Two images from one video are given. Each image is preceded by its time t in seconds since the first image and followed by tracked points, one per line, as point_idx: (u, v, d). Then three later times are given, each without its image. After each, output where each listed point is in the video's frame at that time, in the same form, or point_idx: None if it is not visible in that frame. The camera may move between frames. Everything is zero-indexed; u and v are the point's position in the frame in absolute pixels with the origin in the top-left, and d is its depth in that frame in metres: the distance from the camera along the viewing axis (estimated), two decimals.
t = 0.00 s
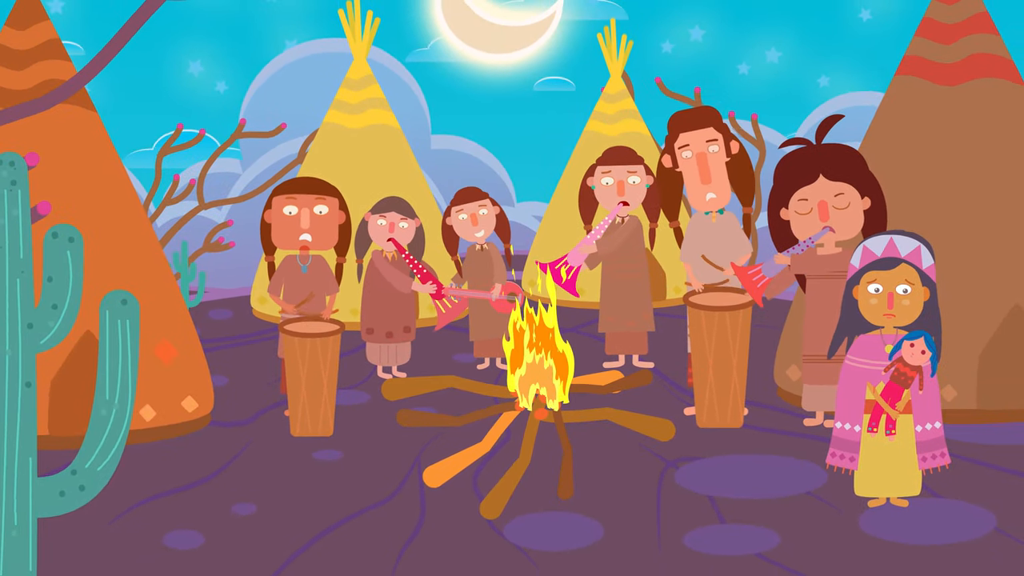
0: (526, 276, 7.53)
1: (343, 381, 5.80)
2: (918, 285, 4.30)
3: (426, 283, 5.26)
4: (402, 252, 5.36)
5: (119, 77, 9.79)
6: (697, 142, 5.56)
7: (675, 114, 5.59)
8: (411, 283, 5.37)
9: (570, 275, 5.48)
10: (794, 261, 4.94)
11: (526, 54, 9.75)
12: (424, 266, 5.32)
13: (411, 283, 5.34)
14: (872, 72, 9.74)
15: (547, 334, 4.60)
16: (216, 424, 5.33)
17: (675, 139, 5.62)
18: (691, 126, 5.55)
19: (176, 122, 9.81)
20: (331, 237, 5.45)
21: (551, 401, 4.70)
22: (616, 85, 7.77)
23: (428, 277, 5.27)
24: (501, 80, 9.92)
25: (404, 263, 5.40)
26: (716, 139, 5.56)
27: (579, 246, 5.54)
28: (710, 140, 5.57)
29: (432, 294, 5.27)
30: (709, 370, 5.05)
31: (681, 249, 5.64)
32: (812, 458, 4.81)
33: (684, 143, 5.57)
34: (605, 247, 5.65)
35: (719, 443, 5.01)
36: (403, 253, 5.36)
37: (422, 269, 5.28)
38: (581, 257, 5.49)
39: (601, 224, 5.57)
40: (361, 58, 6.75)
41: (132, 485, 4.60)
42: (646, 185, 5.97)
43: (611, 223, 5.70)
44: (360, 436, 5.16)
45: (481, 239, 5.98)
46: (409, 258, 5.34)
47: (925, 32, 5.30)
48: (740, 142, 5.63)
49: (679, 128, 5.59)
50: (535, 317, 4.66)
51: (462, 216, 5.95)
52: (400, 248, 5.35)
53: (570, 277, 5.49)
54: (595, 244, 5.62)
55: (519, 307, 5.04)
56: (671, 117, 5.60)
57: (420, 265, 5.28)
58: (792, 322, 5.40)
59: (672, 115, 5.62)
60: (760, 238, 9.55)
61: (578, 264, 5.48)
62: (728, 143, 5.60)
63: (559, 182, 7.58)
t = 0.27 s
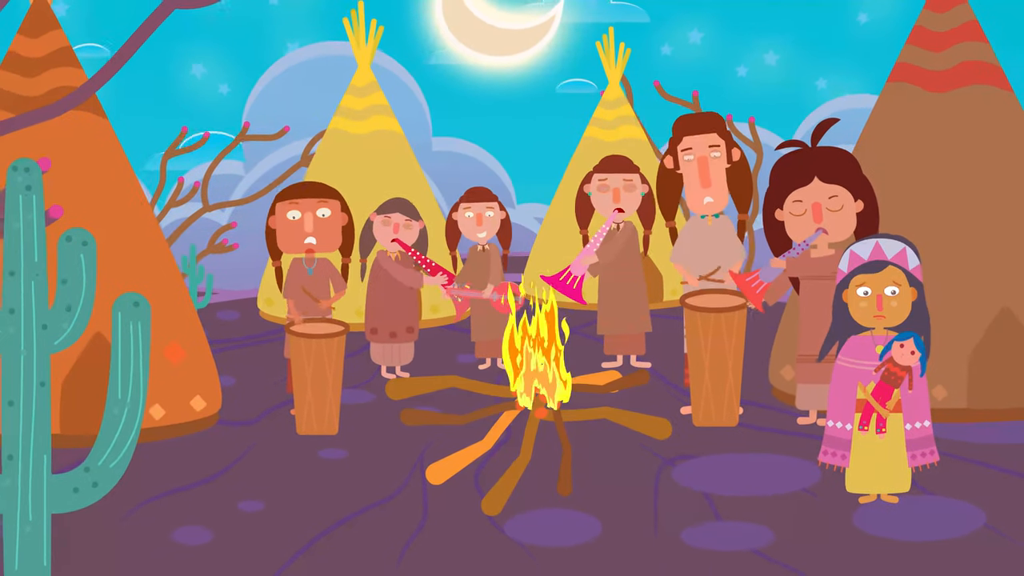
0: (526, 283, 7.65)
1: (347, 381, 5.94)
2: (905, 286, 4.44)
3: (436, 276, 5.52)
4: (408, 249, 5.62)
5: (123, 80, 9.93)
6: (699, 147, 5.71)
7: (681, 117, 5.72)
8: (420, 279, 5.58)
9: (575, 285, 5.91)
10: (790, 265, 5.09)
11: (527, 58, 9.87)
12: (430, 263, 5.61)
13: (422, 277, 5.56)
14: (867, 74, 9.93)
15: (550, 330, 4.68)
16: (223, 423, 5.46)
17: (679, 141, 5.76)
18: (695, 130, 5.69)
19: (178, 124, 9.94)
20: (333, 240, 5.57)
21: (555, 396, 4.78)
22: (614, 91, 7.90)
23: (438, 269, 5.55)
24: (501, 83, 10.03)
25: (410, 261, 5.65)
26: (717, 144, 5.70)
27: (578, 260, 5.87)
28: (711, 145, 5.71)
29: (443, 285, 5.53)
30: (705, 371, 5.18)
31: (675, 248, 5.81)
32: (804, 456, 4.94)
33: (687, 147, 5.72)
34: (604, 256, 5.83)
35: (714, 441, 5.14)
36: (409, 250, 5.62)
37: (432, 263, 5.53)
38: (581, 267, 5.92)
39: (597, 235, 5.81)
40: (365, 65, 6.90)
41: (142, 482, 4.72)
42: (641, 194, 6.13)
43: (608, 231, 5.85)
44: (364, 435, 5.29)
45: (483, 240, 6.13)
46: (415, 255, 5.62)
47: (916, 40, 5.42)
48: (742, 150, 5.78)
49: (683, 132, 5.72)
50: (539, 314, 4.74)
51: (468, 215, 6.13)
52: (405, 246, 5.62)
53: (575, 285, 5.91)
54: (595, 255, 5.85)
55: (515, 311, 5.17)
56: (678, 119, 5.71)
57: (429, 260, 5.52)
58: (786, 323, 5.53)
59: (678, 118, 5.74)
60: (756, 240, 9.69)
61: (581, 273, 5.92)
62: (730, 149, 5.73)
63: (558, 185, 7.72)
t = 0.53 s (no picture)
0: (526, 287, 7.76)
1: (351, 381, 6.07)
2: (895, 288, 4.55)
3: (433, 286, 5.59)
4: (408, 256, 5.65)
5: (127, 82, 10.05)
6: (694, 153, 5.88)
7: (676, 124, 5.90)
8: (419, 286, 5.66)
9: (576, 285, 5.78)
10: (783, 268, 5.23)
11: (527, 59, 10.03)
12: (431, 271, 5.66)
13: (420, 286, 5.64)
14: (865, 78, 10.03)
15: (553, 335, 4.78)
16: (229, 422, 5.58)
17: (674, 147, 5.93)
18: (690, 136, 5.86)
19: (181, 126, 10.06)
20: (341, 243, 5.71)
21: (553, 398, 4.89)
22: (613, 98, 8.03)
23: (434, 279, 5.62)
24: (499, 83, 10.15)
25: (411, 268, 5.67)
26: (711, 149, 5.88)
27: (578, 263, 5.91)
28: (706, 150, 5.88)
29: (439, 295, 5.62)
30: (701, 371, 5.31)
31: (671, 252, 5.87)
32: (797, 454, 5.06)
33: (682, 152, 5.88)
34: (602, 259, 5.91)
35: (709, 439, 5.27)
36: (409, 257, 5.65)
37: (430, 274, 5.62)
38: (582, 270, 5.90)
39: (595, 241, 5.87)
40: (369, 72, 7.03)
41: (152, 479, 4.84)
42: (638, 199, 6.25)
43: (605, 236, 5.94)
44: (368, 433, 5.42)
45: (488, 243, 6.28)
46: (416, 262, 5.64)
47: (907, 48, 5.54)
48: (735, 154, 5.92)
49: (678, 138, 5.90)
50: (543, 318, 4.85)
51: (473, 219, 6.26)
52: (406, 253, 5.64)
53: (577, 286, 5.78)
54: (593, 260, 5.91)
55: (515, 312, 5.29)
56: (670, 127, 5.90)
57: (428, 269, 5.60)
58: (780, 325, 5.65)
59: (671, 125, 5.93)
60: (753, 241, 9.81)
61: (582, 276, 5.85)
62: (724, 155, 5.89)
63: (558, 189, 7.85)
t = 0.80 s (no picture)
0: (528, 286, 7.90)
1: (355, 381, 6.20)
2: (888, 292, 4.67)
3: (428, 296, 5.74)
4: (408, 263, 5.79)
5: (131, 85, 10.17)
6: (687, 158, 5.99)
7: (669, 130, 6.03)
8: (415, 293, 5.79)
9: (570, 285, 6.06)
10: (777, 270, 5.34)
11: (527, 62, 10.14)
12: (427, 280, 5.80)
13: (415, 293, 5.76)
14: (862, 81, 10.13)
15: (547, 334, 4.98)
16: (236, 421, 5.71)
17: (668, 153, 6.05)
18: (682, 142, 5.98)
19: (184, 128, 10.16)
20: (343, 246, 5.85)
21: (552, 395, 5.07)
22: (611, 103, 8.15)
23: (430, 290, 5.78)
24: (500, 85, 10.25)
25: (410, 274, 5.83)
26: (704, 154, 5.97)
27: (575, 258, 6.06)
28: (699, 155, 5.99)
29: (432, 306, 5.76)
30: (697, 370, 5.43)
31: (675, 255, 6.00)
32: (791, 452, 5.19)
33: (676, 159, 6.00)
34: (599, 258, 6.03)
35: (705, 437, 5.40)
36: (409, 264, 5.80)
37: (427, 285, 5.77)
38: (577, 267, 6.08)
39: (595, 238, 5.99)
40: (373, 78, 7.16)
41: (161, 476, 4.97)
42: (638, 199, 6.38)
43: (604, 236, 6.05)
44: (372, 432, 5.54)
45: (494, 245, 6.39)
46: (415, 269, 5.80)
47: (898, 56, 5.66)
48: (729, 158, 6.00)
49: (671, 144, 6.02)
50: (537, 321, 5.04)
51: (479, 221, 6.38)
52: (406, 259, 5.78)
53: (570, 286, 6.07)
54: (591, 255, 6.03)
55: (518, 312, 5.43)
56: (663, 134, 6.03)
57: (426, 279, 5.75)
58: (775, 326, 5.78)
59: (665, 132, 6.06)
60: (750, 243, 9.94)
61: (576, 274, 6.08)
62: (717, 159, 5.98)
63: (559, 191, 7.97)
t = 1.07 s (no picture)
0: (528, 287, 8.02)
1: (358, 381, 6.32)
2: (881, 295, 4.80)
3: (422, 301, 5.90)
4: (409, 265, 5.93)
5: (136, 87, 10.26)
6: (691, 161, 6.12)
7: (676, 133, 6.15)
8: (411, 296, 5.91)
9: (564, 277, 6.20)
10: (770, 268, 5.47)
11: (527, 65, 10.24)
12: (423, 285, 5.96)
13: (411, 296, 5.88)
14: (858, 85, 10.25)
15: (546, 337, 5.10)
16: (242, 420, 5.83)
17: (673, 154, 6.17)
18: (687, 146, 6.10)
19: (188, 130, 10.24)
20: (349, 248, 5.98)
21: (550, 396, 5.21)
22: (610, 108, 8.28)
23: (424, 296, 5.92)
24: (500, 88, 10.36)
25: (409, 277, 5.95)
26: (707, 159, 6.11)
27: (574, 252, 6.20)
28: (703, 160, 6.12)
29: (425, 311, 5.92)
30: (694, 371, 5.56)
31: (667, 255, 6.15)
32: (785, 450, 5.32)
33: (680, 161, 6.13)
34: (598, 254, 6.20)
35: (702, 436, 5.52)
36: (409, 266, 5.93)
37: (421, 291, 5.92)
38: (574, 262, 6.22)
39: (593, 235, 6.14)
40: (376, 84, 7.28)
41: (170, 474, 5.09)
42: (638, 200, 6.49)
43: (603, 234, 6.21)
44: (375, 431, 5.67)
45: (493, 249, 6.50)
46: (415, 272, 5.94)
47: (891, 63, 5.79)
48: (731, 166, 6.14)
49: (677, 147, 6.14)
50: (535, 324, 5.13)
51: (479, 226, 6.52)
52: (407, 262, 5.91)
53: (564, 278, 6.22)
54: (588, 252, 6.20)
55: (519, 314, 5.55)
56: (671, 136, 6.15)
57: (423, 283, 5.90)
58: (769, 327, 5.90)
59: (671, 134, 6.17)
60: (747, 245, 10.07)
61: (572, 268, 6.22)
62: (720, 165, 6.12)
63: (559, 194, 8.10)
